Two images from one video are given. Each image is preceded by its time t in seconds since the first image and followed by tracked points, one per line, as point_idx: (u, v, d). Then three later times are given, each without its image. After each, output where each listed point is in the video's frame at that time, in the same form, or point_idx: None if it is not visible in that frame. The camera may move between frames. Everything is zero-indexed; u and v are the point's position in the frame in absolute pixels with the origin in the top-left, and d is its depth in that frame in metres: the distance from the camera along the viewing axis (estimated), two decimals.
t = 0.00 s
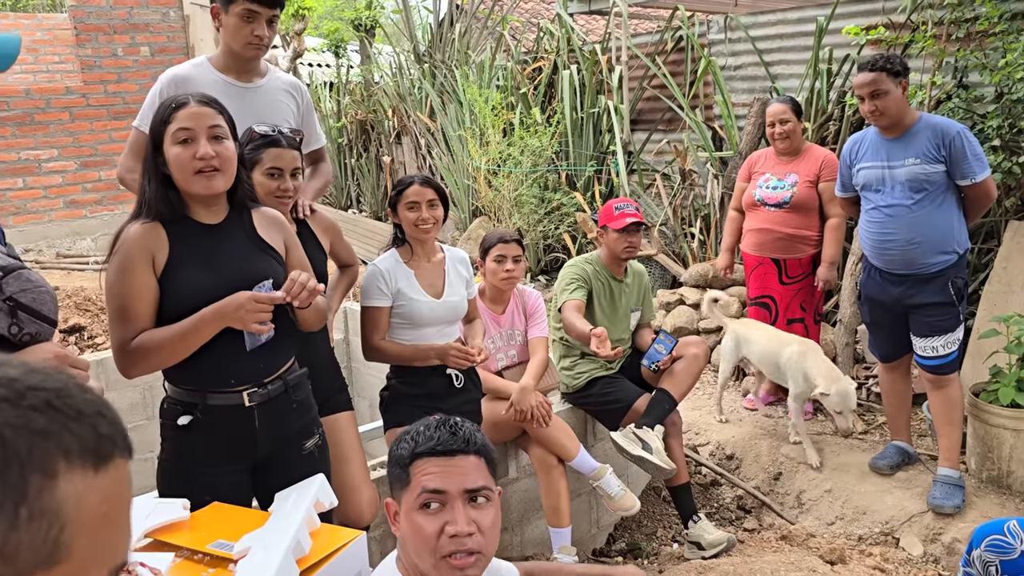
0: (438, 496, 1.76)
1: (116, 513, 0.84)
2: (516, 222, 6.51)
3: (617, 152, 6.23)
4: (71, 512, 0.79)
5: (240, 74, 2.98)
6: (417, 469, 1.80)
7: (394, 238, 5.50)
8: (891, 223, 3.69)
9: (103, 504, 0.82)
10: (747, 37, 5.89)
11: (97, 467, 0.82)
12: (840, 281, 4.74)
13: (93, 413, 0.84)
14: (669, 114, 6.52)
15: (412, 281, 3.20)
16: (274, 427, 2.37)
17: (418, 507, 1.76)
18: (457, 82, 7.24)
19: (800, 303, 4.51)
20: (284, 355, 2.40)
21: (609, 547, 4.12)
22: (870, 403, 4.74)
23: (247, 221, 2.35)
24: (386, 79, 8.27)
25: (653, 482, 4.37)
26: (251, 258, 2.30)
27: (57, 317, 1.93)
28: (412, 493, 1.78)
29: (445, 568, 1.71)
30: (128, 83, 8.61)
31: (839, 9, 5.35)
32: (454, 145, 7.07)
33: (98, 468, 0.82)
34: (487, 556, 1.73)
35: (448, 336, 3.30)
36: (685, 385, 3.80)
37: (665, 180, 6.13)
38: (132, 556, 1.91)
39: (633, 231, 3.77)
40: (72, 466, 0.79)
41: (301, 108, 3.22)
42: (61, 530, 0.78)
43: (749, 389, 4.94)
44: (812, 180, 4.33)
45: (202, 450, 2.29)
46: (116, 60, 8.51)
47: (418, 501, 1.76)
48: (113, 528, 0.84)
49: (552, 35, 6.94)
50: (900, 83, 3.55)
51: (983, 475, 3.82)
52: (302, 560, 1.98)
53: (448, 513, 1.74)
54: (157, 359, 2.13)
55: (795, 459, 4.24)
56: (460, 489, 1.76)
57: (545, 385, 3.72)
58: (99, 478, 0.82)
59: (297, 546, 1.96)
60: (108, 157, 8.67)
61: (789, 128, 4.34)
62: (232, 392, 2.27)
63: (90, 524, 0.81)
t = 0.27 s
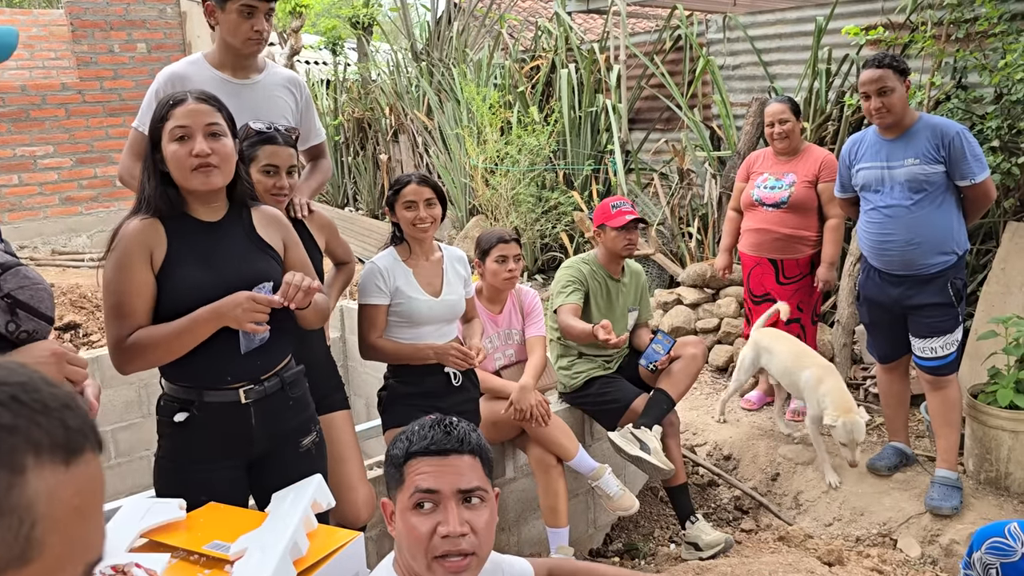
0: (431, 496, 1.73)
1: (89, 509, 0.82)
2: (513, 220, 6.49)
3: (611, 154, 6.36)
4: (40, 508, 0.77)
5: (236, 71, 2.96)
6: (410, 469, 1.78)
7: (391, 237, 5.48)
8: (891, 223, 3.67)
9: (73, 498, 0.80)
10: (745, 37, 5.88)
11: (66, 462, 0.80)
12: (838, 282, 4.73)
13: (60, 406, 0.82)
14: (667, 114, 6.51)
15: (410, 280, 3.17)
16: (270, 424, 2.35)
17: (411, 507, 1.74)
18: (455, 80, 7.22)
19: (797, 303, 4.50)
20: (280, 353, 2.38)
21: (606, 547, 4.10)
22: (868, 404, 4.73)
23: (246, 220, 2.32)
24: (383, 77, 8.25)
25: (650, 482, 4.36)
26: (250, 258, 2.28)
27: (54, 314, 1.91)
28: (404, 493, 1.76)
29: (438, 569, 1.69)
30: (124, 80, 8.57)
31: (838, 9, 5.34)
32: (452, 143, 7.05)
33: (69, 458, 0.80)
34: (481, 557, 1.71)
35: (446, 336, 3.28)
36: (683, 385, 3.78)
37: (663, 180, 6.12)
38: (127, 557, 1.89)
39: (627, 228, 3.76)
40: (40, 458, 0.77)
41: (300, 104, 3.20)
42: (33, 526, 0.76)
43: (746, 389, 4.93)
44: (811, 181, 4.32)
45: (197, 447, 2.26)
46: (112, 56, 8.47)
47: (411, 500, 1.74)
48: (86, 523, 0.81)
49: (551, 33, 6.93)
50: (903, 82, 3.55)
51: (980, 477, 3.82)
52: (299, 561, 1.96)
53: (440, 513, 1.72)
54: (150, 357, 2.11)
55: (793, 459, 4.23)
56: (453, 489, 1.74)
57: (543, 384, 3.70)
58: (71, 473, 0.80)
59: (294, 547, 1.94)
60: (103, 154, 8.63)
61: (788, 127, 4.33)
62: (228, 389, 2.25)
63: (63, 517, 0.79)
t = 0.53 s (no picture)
0: (440, 499, 1.72)
1: (81, 477, 0.91)
2: (511, 219, 6.48)
3: (610, 152, 6.37)
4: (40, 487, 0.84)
5: (235, 68, 2.94)
6: (420, 470, 1.77)
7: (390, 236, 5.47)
8: (891, 223, 3.67)
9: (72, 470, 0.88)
10: (745, 36, 5.87)
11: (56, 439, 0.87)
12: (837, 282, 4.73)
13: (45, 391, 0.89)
14: (666, 113, 6.50)
15: (409, 278, 3.16)
16: (270, 420, 2.34)
17: (419, 509, 1.73)
18: (454, 78, 7.20)
19: (795, 304, 4.48)
20: (281, 349, 2.37)
21: (604, 546, 4.09)
22: (866, 404, 4.72)
23: (248, 218, 2.30)
24: (382, 75, 8.23)
25: (649, 481, 4.35)
26: (251, 256, 2.26)
27: (53, 313, 1.90)
28: (414, 494, 1.75)
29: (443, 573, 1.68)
30: (122, 77, 8.55)
31: (838, 8, 5.34)
32: (450, 142, 7.03)
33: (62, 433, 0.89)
34: (486, 563, 1.70)
35: (443, 334, 3.27)
36: (682, 385, 3.77)
37: (661, 179, 6.12)
38: (126, 557, 1.88)
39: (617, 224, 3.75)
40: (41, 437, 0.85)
41: (297, 101, 3.19)
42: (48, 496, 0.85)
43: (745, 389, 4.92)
44: (810, 180, 4.32)
45: (198, 443, 2.26)
46: (110, 53, 8.45)
47: (419, 502, 1.73)
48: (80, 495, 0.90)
49: (550, 32, 6.92)
50: (905, 82, 3.54)
51: (979, 477, 3.82)
52: (300, 561, 1.95)
53: (448, 517, 1.71)
54: (151, 356, 2.10)
55: (792, 459, 4.22)
56: (463, 493, 1.72)
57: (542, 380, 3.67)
58: (66, 444, 0.89)
59: (294, 547, 1.92)
60: (101, 151, 8.60)
61: (789, 123, 4.33)
62: (228, 386, 2.24)
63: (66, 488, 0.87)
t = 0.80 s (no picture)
0: (448, 496, 1.72)
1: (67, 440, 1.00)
2: (511, 217, 6.48)
3: (610, 151, 6.36)
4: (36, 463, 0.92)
5: (236, 65, 2.93)
6: (429, 466, 1.77)
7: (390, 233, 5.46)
8: (891, 222, 3.68)
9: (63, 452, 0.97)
10: (745, 35, 5.87)
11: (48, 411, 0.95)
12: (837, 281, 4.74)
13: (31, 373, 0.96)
14: (666, 111, 6.50)
15: (408, 275, 3.16)
16: (263, 418, 2.32)
17: (427, 505, 1.73)
18: (453, 76, 7.20)
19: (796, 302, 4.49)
20: (277, 347, 2.35)
21: (603, 544, 4.09)
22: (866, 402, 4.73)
23: (247, 215, 2.28)
24: (382, 72, 8.22)
25: (648, 480, 4.35)
26: (248, 255, 2.25)
27: (57, 308, 1.90)
28: (421, 489, 1.75)
29: (448, 570, 1.69)
30: (122, 74, 8.53)
31: (838, 7, 5.34)
32: (450, 140, 7.03)
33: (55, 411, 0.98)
34: (491, 562, 1.70)
35: (442, 332, 3.27)
36: (681, 383, 3.77)
37: (661, 178, 6.12)
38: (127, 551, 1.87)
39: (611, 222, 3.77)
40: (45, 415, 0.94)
41: (296, 98, 3.18)
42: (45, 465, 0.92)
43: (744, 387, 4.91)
44: (811, 179, 4.32)
45: (192, 437, 2.27)
46: (110, 50, 8.43)
47: (427, 498, 1.73)
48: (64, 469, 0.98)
49: (550, 30, 6.91)
50: (907, 81, 3.55)
51: (978, 476, 3.82)
52: (300, 556, 1.95)
53: (456, 515, 1.71)
54: (143, 354, 2.12)
55: (791, 458, 4.23)
56: (471, 491, 1.72)
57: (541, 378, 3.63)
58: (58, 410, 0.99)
59: (296, 542, 1.92)
60: (100, 147, 8.59)
61: (790, 121, 4.34)
62: (219, 383, 2.24)
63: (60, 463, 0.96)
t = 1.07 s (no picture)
0: (465, 505, 1.70)
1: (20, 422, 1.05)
2: (512, 217, 6.48)
3: (611, 151, 6.35)
4: None
5: (236, 65, 2.94)
6: (444, 473, 1.73)
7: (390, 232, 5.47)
8: (892, 222, 3.68)
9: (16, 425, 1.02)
10: (746, 35, 5.88)
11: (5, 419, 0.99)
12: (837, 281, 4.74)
13: None
14: (667, 111, 6.50)
15: (408, 273, 3.17)
16: (237, 422, 2.32)
17: (442, 512, 1.71)
18: (455, 76, 7.20)
19: (799, 302, 4.49)
20: (259, 352, 2.34)
21: (603, 544, 4.10)
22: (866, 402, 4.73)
23: (235, 222, 2.27)
24: (383, 72, 8.23)
25: (649, 479, 4.36)
26: (230, 264, 2.25)
27: (60, 306, 1.90)
28: (437, 496, 1.72)
29: None
30: (123, 73, 8.53)
31: (839, 7, 5.35)
32: (451, 139, 7.03)
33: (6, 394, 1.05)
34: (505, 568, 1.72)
35: (443, 331, 3.27)
36: (682, 382, 3.77)
37: (662, 178, 6.12)
38: (129, 549, 1.88)
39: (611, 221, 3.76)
40: None
41: (296, 98, 3.19)
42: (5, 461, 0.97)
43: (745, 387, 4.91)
44: (812, 179, 4.33)
45: (168, 432, 2.30)
46: (111, 49, 8.44)
47: (443, 505, 1.71)
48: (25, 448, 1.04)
49: (551, 30, 6.92)
50: (911, 81, 3.55)
51: (978, 476, 3.82)
52: (301, 553, 1.95)
53: (474, 523, 1.70)
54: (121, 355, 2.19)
55: (791, 458, 4.23)
56: (489, 500, 1.71)
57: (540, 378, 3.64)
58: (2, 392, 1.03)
59: (297, 540, 1.93)
60: (102, 147, 8.60)
61: (791, 121, 4.34)
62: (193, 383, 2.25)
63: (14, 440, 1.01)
